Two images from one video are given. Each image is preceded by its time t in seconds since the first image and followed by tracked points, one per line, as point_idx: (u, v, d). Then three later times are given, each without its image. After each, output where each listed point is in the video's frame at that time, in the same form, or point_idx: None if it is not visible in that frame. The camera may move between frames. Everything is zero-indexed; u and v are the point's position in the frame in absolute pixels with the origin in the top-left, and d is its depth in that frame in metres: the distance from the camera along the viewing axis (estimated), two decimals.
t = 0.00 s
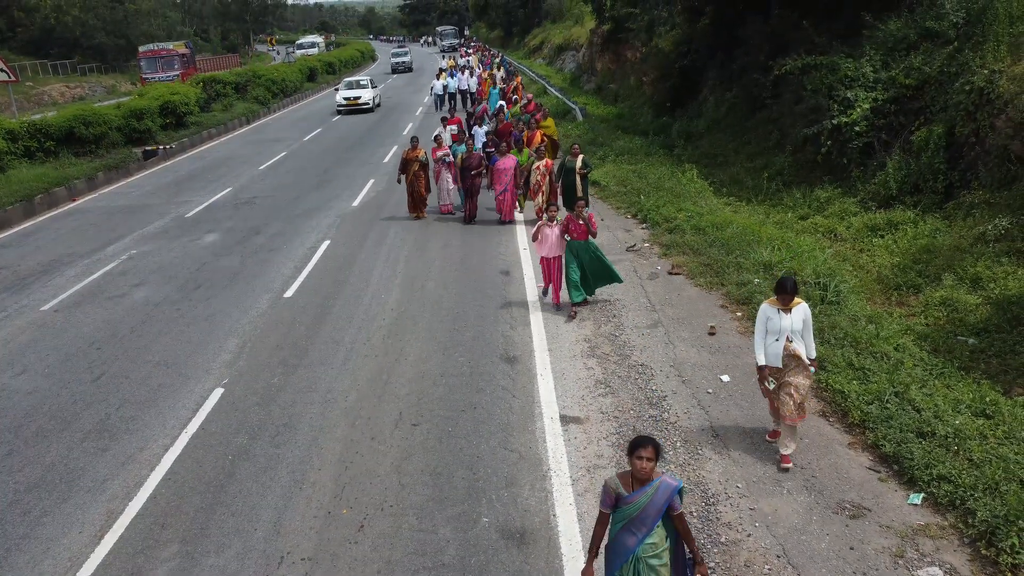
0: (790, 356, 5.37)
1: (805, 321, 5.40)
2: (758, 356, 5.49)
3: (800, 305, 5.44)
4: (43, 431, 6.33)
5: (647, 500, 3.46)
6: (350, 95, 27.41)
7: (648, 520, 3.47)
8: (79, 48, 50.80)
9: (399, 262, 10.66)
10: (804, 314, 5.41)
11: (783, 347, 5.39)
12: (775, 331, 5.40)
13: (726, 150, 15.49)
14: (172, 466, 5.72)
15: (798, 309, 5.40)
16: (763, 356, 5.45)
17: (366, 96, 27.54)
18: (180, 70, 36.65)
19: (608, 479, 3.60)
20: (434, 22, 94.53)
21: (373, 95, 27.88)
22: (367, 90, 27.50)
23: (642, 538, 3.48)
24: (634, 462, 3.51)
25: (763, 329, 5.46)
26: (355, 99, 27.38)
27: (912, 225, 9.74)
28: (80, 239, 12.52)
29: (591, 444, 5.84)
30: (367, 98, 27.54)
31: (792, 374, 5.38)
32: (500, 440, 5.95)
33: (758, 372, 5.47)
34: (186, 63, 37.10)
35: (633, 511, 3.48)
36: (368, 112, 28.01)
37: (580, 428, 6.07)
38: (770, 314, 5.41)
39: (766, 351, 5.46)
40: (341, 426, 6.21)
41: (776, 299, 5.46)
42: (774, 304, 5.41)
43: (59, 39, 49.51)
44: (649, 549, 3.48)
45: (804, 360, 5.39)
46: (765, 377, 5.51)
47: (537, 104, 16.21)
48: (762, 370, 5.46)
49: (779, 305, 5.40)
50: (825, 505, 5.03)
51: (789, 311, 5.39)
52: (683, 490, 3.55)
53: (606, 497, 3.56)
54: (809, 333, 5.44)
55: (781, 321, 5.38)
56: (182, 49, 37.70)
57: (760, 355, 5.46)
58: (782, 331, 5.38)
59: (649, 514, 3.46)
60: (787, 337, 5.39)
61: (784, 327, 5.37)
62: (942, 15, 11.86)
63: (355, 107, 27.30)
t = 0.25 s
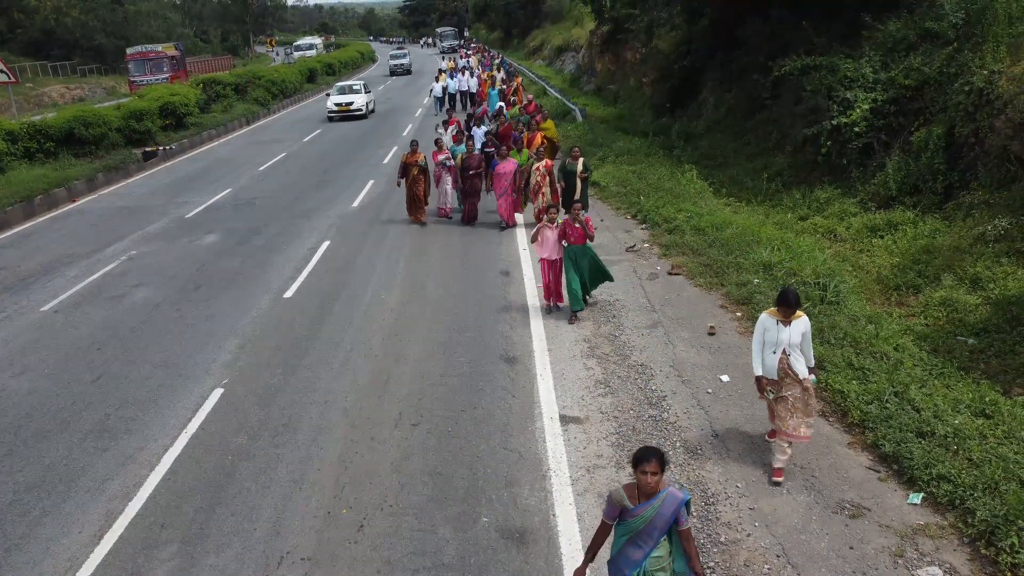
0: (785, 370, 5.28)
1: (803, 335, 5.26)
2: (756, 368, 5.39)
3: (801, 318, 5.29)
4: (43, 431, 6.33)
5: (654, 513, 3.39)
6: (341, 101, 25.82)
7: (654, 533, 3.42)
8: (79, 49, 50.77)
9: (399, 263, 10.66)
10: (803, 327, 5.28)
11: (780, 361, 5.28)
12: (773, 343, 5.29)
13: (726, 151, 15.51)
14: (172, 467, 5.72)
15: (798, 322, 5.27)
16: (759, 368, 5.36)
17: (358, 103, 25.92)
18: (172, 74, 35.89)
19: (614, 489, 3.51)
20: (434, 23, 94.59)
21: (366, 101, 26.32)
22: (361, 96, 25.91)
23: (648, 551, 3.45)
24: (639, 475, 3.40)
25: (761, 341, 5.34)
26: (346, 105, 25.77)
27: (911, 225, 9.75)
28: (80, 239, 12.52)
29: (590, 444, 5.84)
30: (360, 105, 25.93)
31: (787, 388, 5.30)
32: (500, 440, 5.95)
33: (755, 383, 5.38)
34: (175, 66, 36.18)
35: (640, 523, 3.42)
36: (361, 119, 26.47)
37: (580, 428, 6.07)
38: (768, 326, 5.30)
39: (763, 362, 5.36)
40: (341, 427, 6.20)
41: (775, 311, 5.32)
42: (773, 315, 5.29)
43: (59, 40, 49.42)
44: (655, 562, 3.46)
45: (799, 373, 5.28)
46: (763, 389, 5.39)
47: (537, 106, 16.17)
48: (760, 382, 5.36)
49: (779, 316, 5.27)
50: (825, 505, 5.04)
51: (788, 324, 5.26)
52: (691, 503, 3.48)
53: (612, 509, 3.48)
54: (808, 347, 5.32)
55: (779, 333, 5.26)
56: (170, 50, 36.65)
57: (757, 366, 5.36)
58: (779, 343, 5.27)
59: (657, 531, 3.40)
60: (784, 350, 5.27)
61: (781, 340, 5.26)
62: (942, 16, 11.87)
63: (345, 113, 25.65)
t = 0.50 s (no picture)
0: (779, 376, 5.18)
1: (804, 346, 5.12)
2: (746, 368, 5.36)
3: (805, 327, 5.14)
4: (42, 431, 6.32)
5: (656, 539, 3.32)
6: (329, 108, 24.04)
7: (657, 559, 3.34)
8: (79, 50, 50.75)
9: (399, 263, 10.66)
10: (805, 337, 5.11)
11: (775, 367, 5.18)
12: (770, 348, 5.18)
13: (726, 151, 15.51)
14: (171, 466, 5.72)
15: (799, 331, 5.12)
16: (752, 369, 5.30)
17: (347, 110, 24.16)
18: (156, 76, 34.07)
19: (614, 514, 3.42)
20: (434, 24, 94.63)
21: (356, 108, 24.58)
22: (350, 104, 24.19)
23: None
24: (641, 505, 3.35)
25: (758, 344, 5.25)
26: (334, 112, 23.96)
27: (911, 225, 9.74)
28: (80, 239, 12.52)
29: (590, 444, 5.84)
30: (349, 112, 24.14)
31: (781, 396, 5.21)
32: (499, 439, 5.95)
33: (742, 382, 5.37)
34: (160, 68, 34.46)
35: (641, 550, 3.34)
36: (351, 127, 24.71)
37: (579, 427, 6.07)
38: (767, 330, 5.19)
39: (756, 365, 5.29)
40: (340, 427, 6.20)
41: (778, 315, 5.20)
42: (774, 320, 5.16)
43: (59, 40, 49.39)
44: None
45: (794, 383, 5.17)
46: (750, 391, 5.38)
47: (537, 107, 16.08)
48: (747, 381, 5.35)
49: (780, 323, 5.14)
50: (824, 504, 5.03)
51: (789, 332, 5.13)
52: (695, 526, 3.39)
53: (613, 535, 3.39)
54: (809, 357, 5.16)
55: (777, 340, 5.15)
56: (157, 53, 34.99)
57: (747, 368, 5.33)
58: (777, 350, 5.15)
59: (659, 557, 3.32)
60: (782, 358, 5.16)
61: (778, 347, 5.14)
62: (941, 15, 11.87)
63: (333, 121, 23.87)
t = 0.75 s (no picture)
0: (775, 386, 5.04)
1: (803, 356, 4.97)
2: (741, 375, 5.24)
3: (805, 337, 5.00)
4: (42, 431, 6.32)
5: (658, 562, 3.18)
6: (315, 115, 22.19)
7: None
8: (79, 50, 50.70)
9: (399, 263, 10.65)
10: (804, 348, 4.96)
11: (771, 376, 5.05)
12: (767, 357, 5.06)
13: (726, 151, 15.51)
14: (171, 466, 5.72)
15: (797, 342, 4.97)
16: (747, 376, 5.18)
17: (334, 117, 22.16)
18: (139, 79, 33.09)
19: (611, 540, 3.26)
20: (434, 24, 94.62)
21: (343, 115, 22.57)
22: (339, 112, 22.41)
23: None
24: (639, 527, 3.22)
25: (755, 352, 5.14)
26: (319, 120, 22.12)
27: (910, 225, 9.74)
28: (80, 239, 12.52)
29: (589, 443, 5.84)
30: (336, 120, 22.24)
31: (776, 407, 5.07)
32: (499, 439, 5.95)
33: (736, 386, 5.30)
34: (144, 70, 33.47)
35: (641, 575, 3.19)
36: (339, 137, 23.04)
37: (579, 427, 6.07)
38: (765, 338, 5.07)
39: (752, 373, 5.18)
40: (340, 426, 6.19)
41: (776, 324, 5.08)
42: (772, 329, 5.05)
43: (59, 40, 49.37)
44: None
45: (791, 394, 5.03)
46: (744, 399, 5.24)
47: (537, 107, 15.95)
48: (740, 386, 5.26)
49: (778, 332, 5.03)
50: (824, 503, 5.04)
51: (787, 341, 4.99)
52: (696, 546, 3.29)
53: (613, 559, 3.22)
54: (809, 370, 4.97)
55: (774, 349, 5.02)
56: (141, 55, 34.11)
57: (742, 376, 5.20)
58: (774, 359, 5.03)
59: None
60: (778, 367, 5.03)
61: (776, 356, 5.02)
62: (941, 15, 11.86)
63: (319, 130, 22.08)
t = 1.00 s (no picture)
0: (770, 403, 4.82)
1: (797, 371, 4.75)
2: (734, 392, 5.01)
3: (797, 351, 4.78)
4: (42, 430, 6.32)
5: None
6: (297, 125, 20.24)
7: None
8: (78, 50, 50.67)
9: (399, 262, 10.65)
10: (797, 362, 4.75)
11: (765, 393, 4.81)
12: (760, 373, 4.82)
13: (725, 150, 15.51)
14: (171, 465, 5.72)
15: (790, 356, 4.75)
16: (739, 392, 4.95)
17: (317, 127, 20.19)
18: (121, 81, 30.82)
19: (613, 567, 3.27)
20: (433, 24, 94.61)
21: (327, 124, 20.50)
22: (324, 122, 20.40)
23: None
24: (644, 553, 3.19)
25: (748, 368, 4.90)
26: (301, 131, 20.16)
27: (910, 224, 9.74)
28: (79, 239, 12.52)
29: (589, 442, 5.84)
30: (319, 131, 20.22)
31: (771, 423, 4.86)
32: (498, 438, 5.95)
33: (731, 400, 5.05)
34: (127, 72, 31.37)
35: None
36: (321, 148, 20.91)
37: (579, 426, 6.07)
38: (757, 354, 4.83)
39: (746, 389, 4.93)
40: (340, 426, 6.20)
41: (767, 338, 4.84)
42: (763, 344, 4.81)
43: (59, 40, 49.34)
44: None
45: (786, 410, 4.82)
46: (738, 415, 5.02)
47: (537, 108, 15.68)
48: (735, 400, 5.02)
49: (769, 347, 4.79)
50: (823, 502, 5.04)
51: (780, 356, 4.77)
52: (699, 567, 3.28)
53: None
54: (801, 382, 4.76)
55: (767, 365, 4.78)
56: (121, 54, 31.59)
57: (735, 392, 4.97)
58: (767, 376, 4.79)
59: None
60: (772, 383, 4.79)
61: (769, 372, 4.78)
62: (940, 15, 11.85)
63: (301, 142, 20.18)
